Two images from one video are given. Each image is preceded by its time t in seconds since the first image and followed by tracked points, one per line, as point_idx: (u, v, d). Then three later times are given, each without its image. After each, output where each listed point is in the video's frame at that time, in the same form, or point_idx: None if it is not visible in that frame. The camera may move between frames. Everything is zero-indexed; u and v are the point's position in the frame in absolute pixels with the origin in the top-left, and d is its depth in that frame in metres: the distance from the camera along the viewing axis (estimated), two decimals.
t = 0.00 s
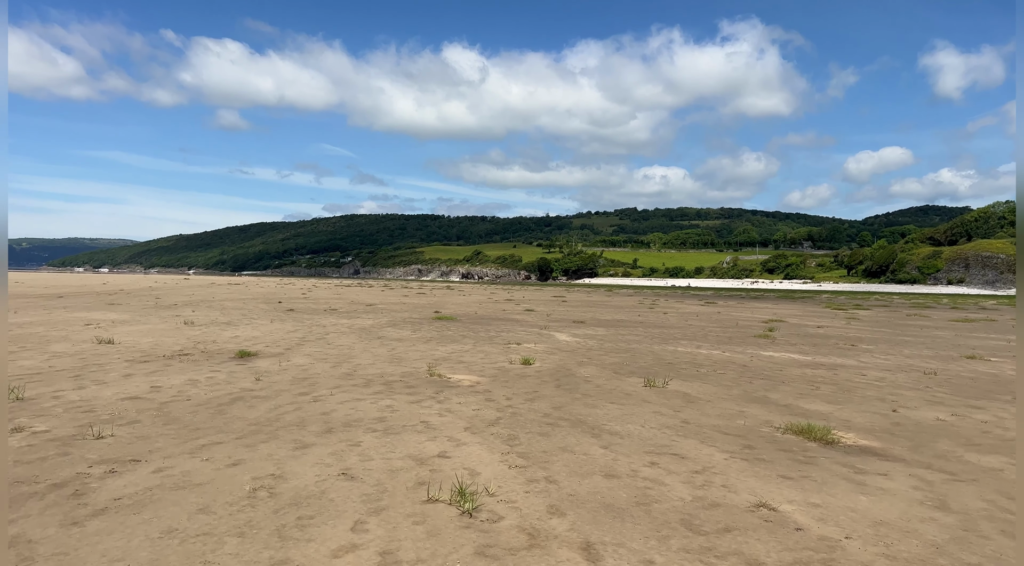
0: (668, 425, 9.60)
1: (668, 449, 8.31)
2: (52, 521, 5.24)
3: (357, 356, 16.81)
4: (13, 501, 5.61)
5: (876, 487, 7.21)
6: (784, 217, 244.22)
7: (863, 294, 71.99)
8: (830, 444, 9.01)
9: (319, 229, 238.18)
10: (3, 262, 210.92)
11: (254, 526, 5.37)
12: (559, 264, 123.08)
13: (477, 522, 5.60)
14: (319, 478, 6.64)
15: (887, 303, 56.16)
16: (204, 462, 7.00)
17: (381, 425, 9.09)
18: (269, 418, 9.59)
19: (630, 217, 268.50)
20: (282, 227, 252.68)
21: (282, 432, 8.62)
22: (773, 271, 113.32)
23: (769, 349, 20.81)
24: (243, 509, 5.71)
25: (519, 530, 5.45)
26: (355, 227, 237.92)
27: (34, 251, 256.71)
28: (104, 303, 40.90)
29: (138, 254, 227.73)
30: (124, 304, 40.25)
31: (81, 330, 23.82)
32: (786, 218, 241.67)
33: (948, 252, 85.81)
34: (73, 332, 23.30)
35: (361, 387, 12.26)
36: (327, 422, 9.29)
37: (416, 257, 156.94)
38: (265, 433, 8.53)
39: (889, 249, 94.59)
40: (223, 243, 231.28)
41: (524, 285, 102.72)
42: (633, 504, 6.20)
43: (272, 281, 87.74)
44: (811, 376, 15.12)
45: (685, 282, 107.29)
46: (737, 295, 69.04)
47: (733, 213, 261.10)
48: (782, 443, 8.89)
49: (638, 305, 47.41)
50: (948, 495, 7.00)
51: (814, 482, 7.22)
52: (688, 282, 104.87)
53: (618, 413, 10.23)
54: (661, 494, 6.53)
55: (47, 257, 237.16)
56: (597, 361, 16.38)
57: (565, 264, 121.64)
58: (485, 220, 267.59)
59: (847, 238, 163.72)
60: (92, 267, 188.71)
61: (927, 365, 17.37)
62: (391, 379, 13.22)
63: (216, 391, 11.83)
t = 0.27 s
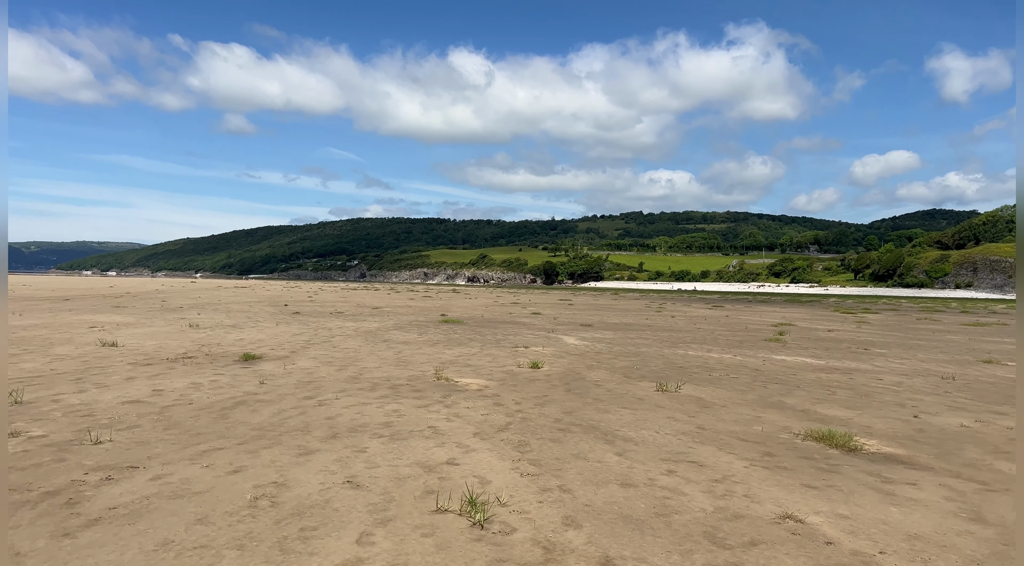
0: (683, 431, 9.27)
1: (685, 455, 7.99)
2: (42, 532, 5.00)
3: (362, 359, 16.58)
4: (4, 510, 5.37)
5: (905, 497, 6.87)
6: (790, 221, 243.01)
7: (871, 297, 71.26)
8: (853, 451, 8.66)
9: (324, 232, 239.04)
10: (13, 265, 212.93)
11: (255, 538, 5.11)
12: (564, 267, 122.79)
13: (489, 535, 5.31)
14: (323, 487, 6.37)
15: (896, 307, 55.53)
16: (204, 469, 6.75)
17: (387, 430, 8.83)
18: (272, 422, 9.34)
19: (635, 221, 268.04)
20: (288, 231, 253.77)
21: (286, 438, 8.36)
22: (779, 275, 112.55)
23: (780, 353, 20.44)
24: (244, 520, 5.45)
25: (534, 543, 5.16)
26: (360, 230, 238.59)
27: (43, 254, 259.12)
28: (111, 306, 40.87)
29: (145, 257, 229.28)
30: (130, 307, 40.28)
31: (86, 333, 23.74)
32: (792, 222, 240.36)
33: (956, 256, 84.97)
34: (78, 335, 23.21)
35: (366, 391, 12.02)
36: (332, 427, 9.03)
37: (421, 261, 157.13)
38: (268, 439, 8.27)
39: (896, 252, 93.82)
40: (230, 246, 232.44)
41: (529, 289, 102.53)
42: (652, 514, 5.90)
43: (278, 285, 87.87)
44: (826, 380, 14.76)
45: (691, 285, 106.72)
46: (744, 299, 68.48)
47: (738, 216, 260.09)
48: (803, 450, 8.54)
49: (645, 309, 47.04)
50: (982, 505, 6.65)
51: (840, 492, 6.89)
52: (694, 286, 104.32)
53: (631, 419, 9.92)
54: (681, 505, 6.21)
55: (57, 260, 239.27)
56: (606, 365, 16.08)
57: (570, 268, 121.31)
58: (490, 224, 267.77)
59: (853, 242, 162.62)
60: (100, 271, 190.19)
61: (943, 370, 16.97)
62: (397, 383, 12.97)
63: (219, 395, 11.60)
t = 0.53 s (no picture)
0: (699, 446, 8.95)
1: (702, 472, 7.69)
2: (28, 557, 4.74)
3: (368, 367, 16.33)
4: None
5: (937, 520, 6.51)
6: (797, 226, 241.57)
7: (880, 304, 70.40)
8: (878, 468, 8.29)
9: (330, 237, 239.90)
10: (23, 269, 215.03)
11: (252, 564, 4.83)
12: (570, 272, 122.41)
13: (500, 562, 5.00)
14: (325, 506, 6.10)
15: (907, 313, 54.73)
16: (202, 486, 6.49)
17: (393, 445, 8.59)
18: (274, 435, 9.10)
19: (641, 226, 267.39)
20: (294, 235, 254.93)
21: (287, 452, 8.12)
22: (787, 280, 111.64)
23: (792, 361, 20.02)
24: (240, 544, 5.16)
25: None
26: (366, 235, 239.27)
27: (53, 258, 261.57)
28: (116, 310, 40.85)
29: (153, 261, 230.89)
30: (136, 312, 40.27)
31: (90, 338, 23.61)
32: (799, 227, 238.93)
33: (966, 261, 83.92)
34: (83, 340, 23.10)
35: (372, 401, 11.75)
36: (336, 440, 8.78)
37: (427, 266, 157.12)
38: (269, 452, 8.03)
39: (905, 258, 92.85)
40: (237, 250, 233.53)
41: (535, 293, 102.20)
42: (672, 539, 5.58)
43: (285, 289, 88.04)
44: (843, 391, 14.35)
45: (697, 291, 106.05)
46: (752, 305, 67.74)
47: (745, 221, 258.87)
48: (825, 466, 8.21)
49: (653, 315, 46.60)
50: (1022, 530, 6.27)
51: (869, 514, 6.53)
52: (701, 291, 103.68)
53: (644, 433, 9.60)
54: (702, 528, 5.90)
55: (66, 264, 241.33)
56: (616, 374, 15.75)
57: (576, 273, 120.89)
58: (496, 228, 267.87)
59: (861, 247, 161.31)
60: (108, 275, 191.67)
61: (962, 380, 16.50)
62: (403, 392, 12.70)
63: (221, 404, 11.37)
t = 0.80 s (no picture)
0: (720, 454, 8.63)
1: (725, 483, 7.36)
2: None
3: (376, 371, 16.10)
4: None
5: (979, 536, 6.13)
6: (804, 230, 240.21)
7: (889, 308, 69.61)
8: (909, 478, 7.91)
9: (336, 240, 240.72)
10: (32, 271, 216.94)
11: None
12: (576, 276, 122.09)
13: None
14: (333, 518, 5.81)
15: (918, 319, 54.01)
16: (204, 497, 6.25)
17: (403, 452, 8.33)
18: (279, 441, 8.86)
19: (646, 229, 266.71)
20: (301, 238, 256.00)
21: (293, 459, 7.88)
22: (794, 284, 110.82)
23: (807, 366, 19.61)
24: (243, 559, 4.88)
25: None
26: (372, 238, 239.88)
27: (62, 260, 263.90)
28: (124, 313, 40.90)
29: (160, 264, 232.42)
30: (143, 314, 40.29)
31: (96, 340, 23.52)
32: (806, 232, 237.58)
33: (975, 266, 82.97)
34: (88, 342, 23.00)
35: (380, 405, 11.50)
36: (344, 447, 8.53)
37: (433, 269, 157.22)
38: (275, 460, 7.79)
39: (913, 262, 91.95)
40: (244, 253, 234.64)
41: (541, 297, 101.94)
42: (700, 556, 5.26)
43: (292, 291, 88.21)
44: (862, 397, 13.96)
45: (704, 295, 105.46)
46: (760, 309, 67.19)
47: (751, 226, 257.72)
48: (852, 476, 7.85)
49: (661, 319, 46.21)
50: None
51: (905, 529, 6.18)
52: (707, 295, 103.09)
53: (662, 441, 9.29)
54: (731, 544, 5.57)
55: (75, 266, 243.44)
56: (628, 379, 15.45)
57: (582, 276, 120.54)
58: (501, 231, 267.88)
59: (868, 251, 160.02)
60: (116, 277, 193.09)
61: (984, 387, 16.04)
62: (412, 397, 12.45)
63: (225, 409, 11.16)
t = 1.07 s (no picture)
0: (740, 466, 8.31)
1: (749, 497, 7.05)
2: None
3: (382, 375, 15.91)
4: None
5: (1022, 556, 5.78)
6: (808, 234, 239.37)
7: (896, 312, 69.00)
8: (941, 492, 7.53)
9: (341, 242, 241.21)
10: (40, 272, 218.60)
11: None
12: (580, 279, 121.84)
13: None
14: (340, 535, 5.55)
15: (927, 323, 53.44)
16: (204, 513, 6.06)
17: (412, 463, 8.08)
18: (284, 451, 8.65)
19: (651, 233, 266.33)
20: (305, 240, 256.94)
21: (299, 471, 7.66)
22: (799, 288, 110.14)
23: (819, 372, 19.28)
24: None
25: None
26: (376, 241, 240.44)
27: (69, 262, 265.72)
28: (128, 315, 40.87)
29: (166, 266, 233.46)
30: (149, 316, 40.26)
31: (99, 343, 23.40)
32: (810, 235, 236.74)
33: (982, 270, 82.27)
34: (91, 345, 22.88)
35: (387, 412, 11.29)
36: (350, 457, 8.29)
37: (437, 272, 157.25)
38: (278, 471, 7.60)
39: (920, 266, 91.24)
40: (249, 256, 235.46)
41: (545, 300, 101.73)
42: None
43: (298, 294, 88.34)
44: (879, 404, 13.63)
45: (709, 298, 104.89)
46: (766, 313, 66.74)
47: (755, 229, 256.80)
48: (880, 489, 7.51)
49: (667, 323, 45.87)
50: None
51: (944, 549, 5.84)
52: (712, 299, 102.53)
53: (679, 452, 8.99)
54: (760, 564, 5.26)
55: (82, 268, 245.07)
56: (639, 385, 15.18)
57: (586, 279, 120.26)
58: (505, 234, 267.96)
59: (874, 255, 159.01)
60: (122, 279, 194.27)
61: (1001, 395, 15.68)
62: (420, 403, 12.24)
63: (229, 416, 10.98)
